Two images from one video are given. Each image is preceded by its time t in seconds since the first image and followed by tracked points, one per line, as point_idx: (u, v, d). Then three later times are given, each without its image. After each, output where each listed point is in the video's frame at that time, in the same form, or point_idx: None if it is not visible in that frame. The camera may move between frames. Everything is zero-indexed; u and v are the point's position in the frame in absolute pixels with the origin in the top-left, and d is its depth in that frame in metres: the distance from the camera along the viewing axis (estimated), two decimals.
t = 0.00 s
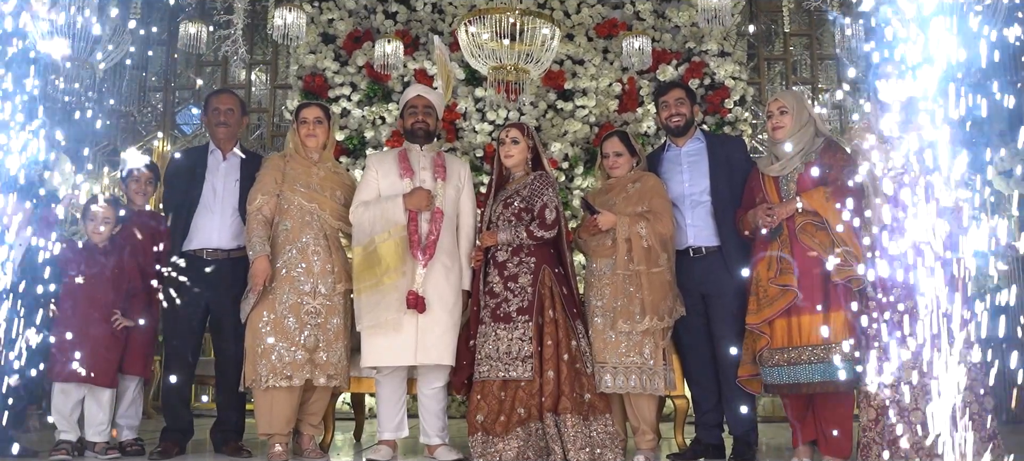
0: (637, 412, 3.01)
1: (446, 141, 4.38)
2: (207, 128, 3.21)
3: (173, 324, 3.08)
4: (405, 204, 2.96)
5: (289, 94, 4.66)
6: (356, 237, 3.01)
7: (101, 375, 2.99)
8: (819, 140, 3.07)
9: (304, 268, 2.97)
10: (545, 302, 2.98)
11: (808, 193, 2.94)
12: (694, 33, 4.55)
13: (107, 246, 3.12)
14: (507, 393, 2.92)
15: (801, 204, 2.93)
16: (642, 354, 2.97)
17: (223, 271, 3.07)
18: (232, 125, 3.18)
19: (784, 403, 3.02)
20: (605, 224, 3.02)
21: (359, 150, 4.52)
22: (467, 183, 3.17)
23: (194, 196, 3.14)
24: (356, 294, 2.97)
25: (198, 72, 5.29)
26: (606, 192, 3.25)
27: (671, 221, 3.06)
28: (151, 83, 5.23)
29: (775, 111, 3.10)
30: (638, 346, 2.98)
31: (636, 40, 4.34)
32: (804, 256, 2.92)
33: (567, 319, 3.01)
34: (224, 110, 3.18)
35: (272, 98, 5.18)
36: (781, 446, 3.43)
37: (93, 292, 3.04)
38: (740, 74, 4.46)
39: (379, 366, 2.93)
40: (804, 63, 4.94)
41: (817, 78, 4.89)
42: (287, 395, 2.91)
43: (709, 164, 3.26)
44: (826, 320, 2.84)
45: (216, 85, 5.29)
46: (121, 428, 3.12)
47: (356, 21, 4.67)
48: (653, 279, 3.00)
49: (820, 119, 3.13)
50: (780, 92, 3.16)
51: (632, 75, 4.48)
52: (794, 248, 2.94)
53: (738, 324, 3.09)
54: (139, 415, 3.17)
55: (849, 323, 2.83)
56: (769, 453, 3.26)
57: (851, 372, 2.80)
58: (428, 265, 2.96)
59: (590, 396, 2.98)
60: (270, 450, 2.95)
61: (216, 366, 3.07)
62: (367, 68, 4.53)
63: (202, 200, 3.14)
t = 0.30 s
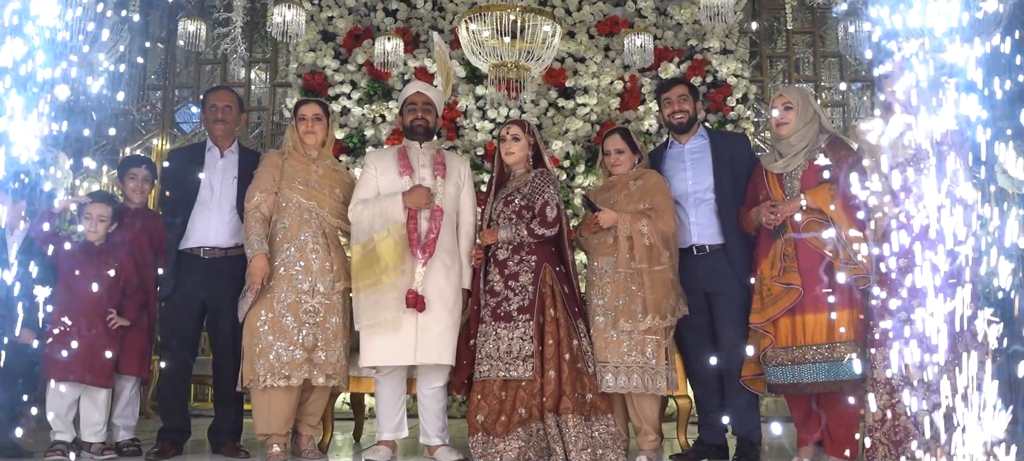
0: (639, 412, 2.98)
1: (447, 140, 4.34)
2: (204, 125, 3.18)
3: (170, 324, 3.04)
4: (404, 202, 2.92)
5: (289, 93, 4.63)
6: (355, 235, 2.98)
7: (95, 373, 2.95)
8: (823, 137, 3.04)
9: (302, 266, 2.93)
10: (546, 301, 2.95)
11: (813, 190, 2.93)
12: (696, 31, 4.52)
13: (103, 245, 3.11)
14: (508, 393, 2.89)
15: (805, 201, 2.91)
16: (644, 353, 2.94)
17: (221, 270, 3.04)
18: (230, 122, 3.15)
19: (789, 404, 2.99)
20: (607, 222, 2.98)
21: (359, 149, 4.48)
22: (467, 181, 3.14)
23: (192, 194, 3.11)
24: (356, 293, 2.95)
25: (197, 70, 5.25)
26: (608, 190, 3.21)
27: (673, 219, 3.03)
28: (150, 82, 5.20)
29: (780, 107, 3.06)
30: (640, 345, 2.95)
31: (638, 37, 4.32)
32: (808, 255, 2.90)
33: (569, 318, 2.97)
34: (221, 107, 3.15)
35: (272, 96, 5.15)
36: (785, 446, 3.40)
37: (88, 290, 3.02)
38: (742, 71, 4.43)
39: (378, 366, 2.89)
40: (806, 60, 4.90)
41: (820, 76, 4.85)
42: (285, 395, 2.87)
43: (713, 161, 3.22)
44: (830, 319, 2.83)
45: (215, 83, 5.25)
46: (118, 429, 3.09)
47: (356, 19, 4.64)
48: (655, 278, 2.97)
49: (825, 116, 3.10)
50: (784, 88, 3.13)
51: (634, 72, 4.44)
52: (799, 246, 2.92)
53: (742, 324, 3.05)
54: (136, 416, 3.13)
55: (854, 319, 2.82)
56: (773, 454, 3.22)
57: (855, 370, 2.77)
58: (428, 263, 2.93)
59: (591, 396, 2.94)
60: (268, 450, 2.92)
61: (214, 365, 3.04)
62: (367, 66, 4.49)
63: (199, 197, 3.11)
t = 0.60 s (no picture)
0: (641, 411, 2.94)
1: (446, 137, 4.30)
2: (201, 122, 3.14)
3: (165, 324, 3.01)
4: (402, 200, 2.88)
5: (288, 90, 4.59)
6: (353, 233, 2.94)
7: (90, 373, 2.92)
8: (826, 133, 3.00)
9: (300, 264, 2.90)
10: (546, 300, 2.91)
11: (816, 187, 2.88)
12: (698, 28, 4.48)
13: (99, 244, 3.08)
14: (508, 393, 2.85)
15: (808, 198, 2.86)
16: (646, 353, 2.91)
17: (217, 268, 3.00)
18: (227, 119, 3.11)
19: (791, 403, 2.95)
20: (608, 219, 2.94)
21: (358, 147, 4.44)
22: (466, 178, 3.10)
23: (187, 190, 3.07)
24: (353, 292, 2.91)
25: (196, 67, 5.21)
26: (609, 187, 3.18)
27: (675, 216, 2.99)
28: (148, 79, 5.16)
29: (784, 103, 3.03)
30: (642, 345, 2.92)
31: (638, 33, 4.31)
32: (812, 253, 2.86)
33: (569, 317, 2.93)
34: (218, 104, 3.11)
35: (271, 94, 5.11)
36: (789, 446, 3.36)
37: (83, 289, 2.99)
38: (744, 69, 4.40)
39: (377, 366, 2.86)
40: (809, 58, 4.86)
41: (822, 73, 4.81)
42: (282, 394, 2.84)
43: (715, 158, 3.18)
44: (835, 317, 2.79)
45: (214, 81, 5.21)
46: (113, 429, 3.07)
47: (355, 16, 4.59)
48: (656, 276, 2.94)
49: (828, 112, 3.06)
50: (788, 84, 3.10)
51: (635, 70, 4.40)
52: (802, 244, 2.88)
53: (744, 322, 3.02)
54: (132, 416, 3.11)
55: (858, 319, 2.79)
56: (777, 454, 3.18)
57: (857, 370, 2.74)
58: (426, 262, 2.89)
59: (593, 396, 2.90)
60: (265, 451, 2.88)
61: (210, 364, 3.01)
62: (366, 63, 4.45)
63: (196, 194, 3.07)
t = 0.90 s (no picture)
0: (642, 412, 2.91)
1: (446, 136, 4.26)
2: (198, 120, 3.11)
3: (161, 323, 2.97)
4: (401, 198, 2.84)
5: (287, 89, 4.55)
6: (351, 232, 2.91)
7: (84, 373, 2.94)
8: (831, 130, 2.96)
9: (298, 263, 2.86)
10: (547, 299, 2.87)
11: (820, 185, 2.84)
12: (700, 25, 4.44)
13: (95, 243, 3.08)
14: (508, 394, 2.81)
15: (812, 196, 2.83)
16: (648, 353, 2.88)
17: (213, 267, 2.96)
18: (224, 116, 3.08)
19: (795, 404, 2.92)
20: (609, 218, 2.91)
21: (357, 145, 4.40)
22: (466, 176, 3.06)
23: (184, 189, 3.04)
24: (351, 291, 2.87)
25: (194, 66, 5.18)
26: (610, 185, 3.14)
27: (677, 214, 2.95)
28: (147, 77, 5.12)
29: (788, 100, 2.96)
30: (644, 345, 2.88)
31: (640, 32, 4.29)
32: (815, 252, 2.83)
33: (570, 317, 2.89)
34: (215, 101, 3.07)
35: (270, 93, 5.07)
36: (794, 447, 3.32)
37: (78, 289, 2.99)
38: (747, 67, 4.34)
39: (375, 366, 2.82)
40: (812, 56, 4.81)
41: (824, 72, 4.77)
42: (280, 394, 2.80)
43: (718, 155, 3.14)
44: (840, 317, 2.76)
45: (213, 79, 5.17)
46: (109, 430, 3.09)
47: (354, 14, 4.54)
48: (658, 275, 2.90)
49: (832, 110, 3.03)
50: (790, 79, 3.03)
51: (637, 68, 4.34)
52: (805, 243, 2.84)
53: (747, 322, 2.98)
54: (127, 416, 3.13)
55: (863, 319, 2.75)
56: (780, 455, 3.14)
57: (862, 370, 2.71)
58: (425, 261, 2.86)
59: (594, 397, 2.87)
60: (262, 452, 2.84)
61: (206, 364, 2.97)
62: (366, 61, 4.41)
63: (192, 192, 3.04)
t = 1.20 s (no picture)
0: (644, 413, 2.87)
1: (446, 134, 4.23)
2: (194, 118, 3.07)
3: (157, 324, 2.94)
4: (399, 197, 2.81)
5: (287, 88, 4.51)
6: (349, 231, 2.87)
7: (79, 375, 2.90)
8: (835, 128, 2.93)
9: (295, 263, 2.83)
10: (547, 299, 2.84)
11: (823, 184, 2.81)
12: (701, 23, 4.40)
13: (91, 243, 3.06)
14: (508, 395, 2.77)
15: (814, 195, 2.79)
16: (652, 354, 2.84)
17: (210, 267, 2.93)
18: (220, 114, 3.04)
19: (798, 405, 2.89)
20: (611, 217, 2.87)
21: (356, 144, 4.36)
22: (465, 175, 3.02)
23: (180, 187, 3.00)
24: (348, 291, 2.83)
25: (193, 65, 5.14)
26: (611, 183, 3.11)
27: (680, 212, 2.92)
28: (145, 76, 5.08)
29: (793, 96, 2.94)
30: (647, 345, 2.85)
31: (641, 29, 4.23)
32: (817, 251, 2.80)
33: (570, 317, 2.86)
34: (211, 99, 3.04)
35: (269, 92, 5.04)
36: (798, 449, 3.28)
37: (71, 288, 2.96)
38: (749, 65, 4.31)
39: (373, 367, 2.78)
40: (814, 54, 4.77)
41: (827, 70, 4.73)
42: (277, 395, 2.77)
43: (720, 153, 3.10)
44: (843, 317, 2.74)
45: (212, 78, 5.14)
46: (105, 431, 3.06)
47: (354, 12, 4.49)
48: (661, 274, 2.86)
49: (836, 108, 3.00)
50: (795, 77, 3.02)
51: (638, 66, 4.31)
52: (807, 243, 2.81)
53: (750, 322, 2.94)
54: (123, 418, 3.09)
55: (865, 320, 2.73)
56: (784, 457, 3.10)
57: (865, 371, 2.70)
58: (424, 261, 2.83)
59: (595, 398, 2.83)
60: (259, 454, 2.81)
61: (203, 365, 2.94)
62: (365, 60, 4.37)
63: (188, 191, 3.00)
